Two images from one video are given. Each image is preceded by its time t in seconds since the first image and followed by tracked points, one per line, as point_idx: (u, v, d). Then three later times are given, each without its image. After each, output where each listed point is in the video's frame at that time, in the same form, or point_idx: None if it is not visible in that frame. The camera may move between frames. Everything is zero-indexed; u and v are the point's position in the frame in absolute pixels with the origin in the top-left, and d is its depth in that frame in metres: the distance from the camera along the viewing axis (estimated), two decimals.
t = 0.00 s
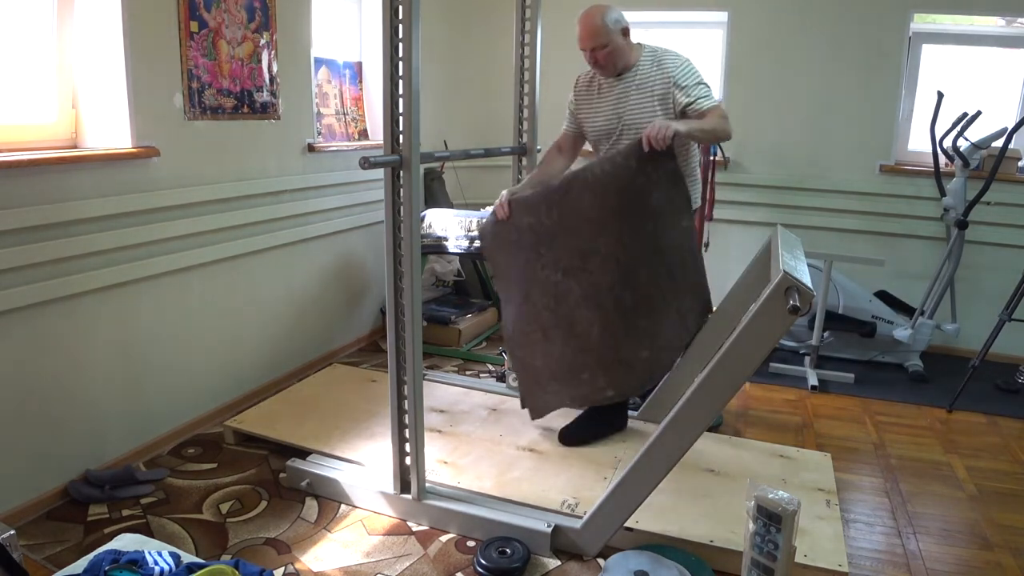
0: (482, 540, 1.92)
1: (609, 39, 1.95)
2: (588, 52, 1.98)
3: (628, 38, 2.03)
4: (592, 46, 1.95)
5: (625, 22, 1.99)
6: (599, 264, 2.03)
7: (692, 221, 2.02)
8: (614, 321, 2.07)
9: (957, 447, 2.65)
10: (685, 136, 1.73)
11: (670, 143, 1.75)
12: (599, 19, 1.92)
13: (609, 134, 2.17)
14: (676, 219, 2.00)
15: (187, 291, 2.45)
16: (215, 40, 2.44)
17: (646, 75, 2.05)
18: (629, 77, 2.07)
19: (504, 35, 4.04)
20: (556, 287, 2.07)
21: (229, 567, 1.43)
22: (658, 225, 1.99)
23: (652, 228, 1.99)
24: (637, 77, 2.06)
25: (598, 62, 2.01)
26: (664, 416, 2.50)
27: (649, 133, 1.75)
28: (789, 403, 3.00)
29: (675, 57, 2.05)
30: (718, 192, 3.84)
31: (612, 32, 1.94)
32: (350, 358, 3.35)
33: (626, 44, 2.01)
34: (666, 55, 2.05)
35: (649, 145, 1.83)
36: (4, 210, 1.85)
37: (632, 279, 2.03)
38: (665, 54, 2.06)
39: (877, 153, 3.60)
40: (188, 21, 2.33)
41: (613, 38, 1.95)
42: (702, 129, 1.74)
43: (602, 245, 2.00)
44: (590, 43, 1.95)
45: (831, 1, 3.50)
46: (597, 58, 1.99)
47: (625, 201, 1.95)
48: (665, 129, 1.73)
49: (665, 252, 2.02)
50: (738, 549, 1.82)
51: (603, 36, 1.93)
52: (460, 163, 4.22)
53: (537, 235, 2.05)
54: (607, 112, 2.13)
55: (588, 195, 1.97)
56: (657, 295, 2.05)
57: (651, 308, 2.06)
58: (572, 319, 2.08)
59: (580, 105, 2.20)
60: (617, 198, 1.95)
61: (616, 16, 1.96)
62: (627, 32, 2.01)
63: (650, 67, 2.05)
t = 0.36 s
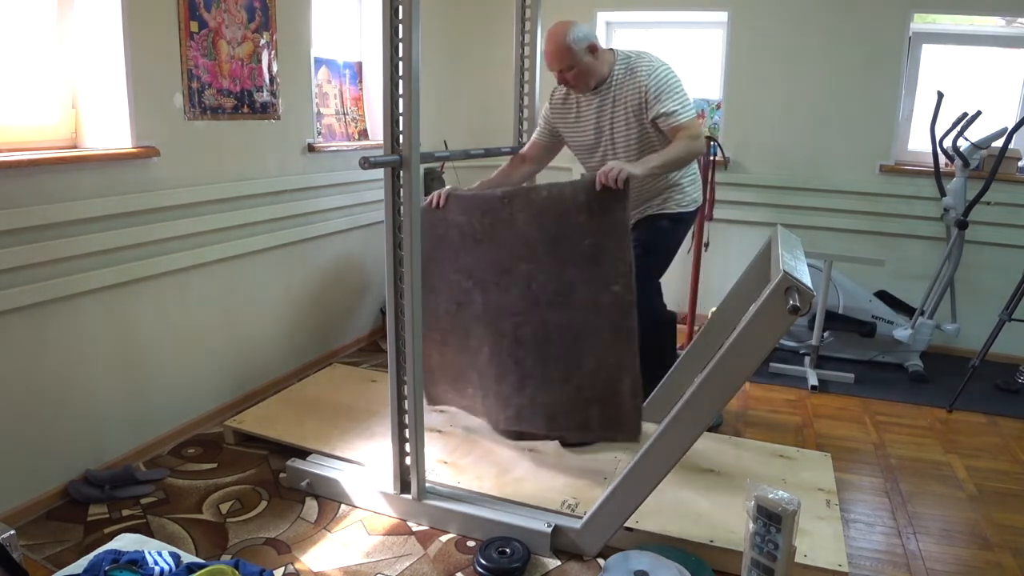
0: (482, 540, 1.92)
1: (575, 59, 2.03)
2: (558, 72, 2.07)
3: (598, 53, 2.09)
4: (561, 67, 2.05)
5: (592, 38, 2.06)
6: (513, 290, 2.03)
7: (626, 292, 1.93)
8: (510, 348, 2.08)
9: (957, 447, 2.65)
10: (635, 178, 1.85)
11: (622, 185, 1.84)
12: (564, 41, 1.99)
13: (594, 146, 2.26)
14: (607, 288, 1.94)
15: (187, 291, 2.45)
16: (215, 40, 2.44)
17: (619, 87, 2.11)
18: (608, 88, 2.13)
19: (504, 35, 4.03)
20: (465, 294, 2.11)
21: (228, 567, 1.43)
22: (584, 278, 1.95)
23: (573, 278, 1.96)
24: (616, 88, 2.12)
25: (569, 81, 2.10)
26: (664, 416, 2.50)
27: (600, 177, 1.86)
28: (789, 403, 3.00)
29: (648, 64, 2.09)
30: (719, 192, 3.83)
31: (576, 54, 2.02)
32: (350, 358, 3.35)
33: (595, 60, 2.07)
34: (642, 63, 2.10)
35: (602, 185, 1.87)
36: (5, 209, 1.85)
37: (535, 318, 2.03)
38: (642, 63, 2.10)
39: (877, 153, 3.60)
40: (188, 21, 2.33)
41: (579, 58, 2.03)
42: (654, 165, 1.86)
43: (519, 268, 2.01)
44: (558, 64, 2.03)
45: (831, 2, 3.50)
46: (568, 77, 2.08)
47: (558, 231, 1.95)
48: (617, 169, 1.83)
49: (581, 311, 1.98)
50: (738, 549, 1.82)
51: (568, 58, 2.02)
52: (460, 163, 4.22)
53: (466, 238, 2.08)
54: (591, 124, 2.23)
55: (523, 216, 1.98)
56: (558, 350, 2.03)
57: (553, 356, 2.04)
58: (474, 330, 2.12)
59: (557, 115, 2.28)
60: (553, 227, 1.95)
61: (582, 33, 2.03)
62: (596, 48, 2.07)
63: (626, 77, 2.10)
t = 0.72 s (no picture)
0: (482, 540, 1.92)
1: (563, 77, 1.95)
2: (546, 93, 2.00)
3: (586, 70, 2.01)
4: (548, 86, 1.96)
5: (580, 55, 1.98)
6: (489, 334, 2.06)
7: (594, 352, 1.92)
8: (469, 389, 2.04)
9: (957, 447, 2.65)
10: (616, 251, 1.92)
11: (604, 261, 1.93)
12: (551, 63, 1.92)
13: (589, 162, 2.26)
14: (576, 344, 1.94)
15: (187, 291, 2.45)
16: (215, 40, 2.44)
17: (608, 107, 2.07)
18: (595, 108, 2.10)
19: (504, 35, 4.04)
20: (441, 331, 2.13)
21: (228, 567, 1.43)
22: (558, 332, 1.97)
23: (547, 332, 1.98)
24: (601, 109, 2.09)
25: (559, 101, 2.03)
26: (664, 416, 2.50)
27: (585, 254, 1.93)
28: (789, 403, 3.00)
29: (636, 83, 2.03)
30: (719, 192, 3.83)
31: (564, 72, 1.94)
32: (350, 358, 3.35)
33: (584, 78, 2.00)
34: (625, 83, 2.04)
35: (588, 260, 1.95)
36: (4, 209, 1.85)
37: (501, 361, 2.03)
38: (626, 81, 2.04)
39: (877, 153, 3.60)
40: (188, 21, 2.33)
41: (567, 77, 1.96)
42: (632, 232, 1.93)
43: (499, 315, 2.05)
44: (547, 86, 1.96)
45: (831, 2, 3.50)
46: (557, 98, 2.01)
47: (544, 288, 2.01)
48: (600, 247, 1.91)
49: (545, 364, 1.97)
50: (738, 549, 1.82)
51: (556, 77, 1.94)
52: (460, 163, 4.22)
53: (458, 286, 2.14)
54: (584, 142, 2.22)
55: (514, 271, 2.05)
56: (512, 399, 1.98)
57: (511, 402, 1.98)
58: (441, 370, 2.10)
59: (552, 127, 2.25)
60: (541, 284, 2.01)
61: (569, 51, 1.95)
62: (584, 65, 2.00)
63: (611, 97, 2.06)
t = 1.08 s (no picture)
0: (482, 540, 1.92)
1: (568, 78, 2.01)
2: (551, 92, 2.06)
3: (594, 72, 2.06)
4: (554, 85, 2.03)
5: (586, 58, 2.03)
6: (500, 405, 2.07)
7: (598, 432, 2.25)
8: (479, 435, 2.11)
9: (957, 447, 2.65)
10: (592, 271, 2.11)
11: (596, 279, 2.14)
12: (556, 61, 1.99)
13: (593, 163, 2.29)
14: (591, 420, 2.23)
15: (187, 290, 2.45)
16: (215, 40, 2.44)
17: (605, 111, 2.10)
18: (592, 113, 2.13)
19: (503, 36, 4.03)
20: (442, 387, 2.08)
21: (228, 568, 1.43)
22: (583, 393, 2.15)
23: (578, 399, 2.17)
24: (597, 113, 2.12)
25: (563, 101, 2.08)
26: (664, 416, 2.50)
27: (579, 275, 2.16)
28: (789, 402, 3.00)
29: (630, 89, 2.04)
30: (719, 192, 3.83)
31: (571, 73, 2.00)
32: (350, 358, 3.35)
33: (589, 79, 2.04)
34: (620, 88, 2.06)
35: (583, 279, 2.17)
36: (4, 209, 1.85)
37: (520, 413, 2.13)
38: (621, 86, 2.06)
39: (877, 153, 3.60)
40: (188, 21, 2.33)
41: (573, 77, 2.01)
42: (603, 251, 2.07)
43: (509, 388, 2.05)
44: (551, 84, 2.02)
45: (830, 2, 3.51)
46: (561, 98, 2.07)
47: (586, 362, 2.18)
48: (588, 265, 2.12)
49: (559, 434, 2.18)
50: (738, 549, 1.82)
51: (563, 78, 2.00)
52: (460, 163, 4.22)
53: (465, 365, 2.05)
54: (586, 143, 2.26)
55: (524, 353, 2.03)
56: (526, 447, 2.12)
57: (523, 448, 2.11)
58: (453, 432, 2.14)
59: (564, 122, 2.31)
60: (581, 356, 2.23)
61: (575, 53, 2.01)
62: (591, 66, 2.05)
63: (607, 102, 2.08)
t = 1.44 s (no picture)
0: (482, 540, 1.92)
1: (597, 49, 2.15)
2: (580, 62, 2.20)
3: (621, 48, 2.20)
4: (583, 57, 2.17)
5: (615, 32, 2.18)
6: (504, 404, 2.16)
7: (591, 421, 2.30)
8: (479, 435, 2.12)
9: (957, 447, 2.65)
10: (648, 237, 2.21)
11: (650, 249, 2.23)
12: (587, 31, 2.12)
13: (609, 145, 2.38)
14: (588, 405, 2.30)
15: (187, 290, 2.45)
16: (215, 40, 2.44)
17: (631, 87, 2.21)
18: (616, 88, 2.25)
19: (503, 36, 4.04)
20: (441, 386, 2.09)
21: (228, 568, 1.42)
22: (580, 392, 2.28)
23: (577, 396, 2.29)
24: (622, 88, 2.23)
25: (591, 71, 2.22)
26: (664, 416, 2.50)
27: (631, 244, 2.25)
28: (789, 402, 3.00)
29: (660, 65, 2.19)
30: (719, 192, 3.84)
31: (599, 44, 2.14)
32: (350, 358, 3.35)
33: (617, 52, 2.19)
34: (648, 64, 2.20)
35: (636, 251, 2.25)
36: (4, 209, 1.85)
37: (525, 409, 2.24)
38: (649, 62, 2.20)
39: (877, 153, 3.60)
40: (188, 21, 2.33)
41: (601, 49, 2.15)
42: (661, 215, 2.19)
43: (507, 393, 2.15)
44: (582, 54, 2.16)
45: (831, 2, 3.51)
46: (591, 67, 2.20)
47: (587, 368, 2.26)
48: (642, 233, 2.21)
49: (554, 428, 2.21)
50: (738, 549, 1.82)
51: (591, 50, 2.14)
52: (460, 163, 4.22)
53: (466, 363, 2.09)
54: (604, 123, 2.35)
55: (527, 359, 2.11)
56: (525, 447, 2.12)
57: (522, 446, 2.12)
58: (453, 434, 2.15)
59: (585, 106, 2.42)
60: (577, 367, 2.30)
61: (605, 26, 2.15)
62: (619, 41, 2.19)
63: (633, 78, 2.21)
